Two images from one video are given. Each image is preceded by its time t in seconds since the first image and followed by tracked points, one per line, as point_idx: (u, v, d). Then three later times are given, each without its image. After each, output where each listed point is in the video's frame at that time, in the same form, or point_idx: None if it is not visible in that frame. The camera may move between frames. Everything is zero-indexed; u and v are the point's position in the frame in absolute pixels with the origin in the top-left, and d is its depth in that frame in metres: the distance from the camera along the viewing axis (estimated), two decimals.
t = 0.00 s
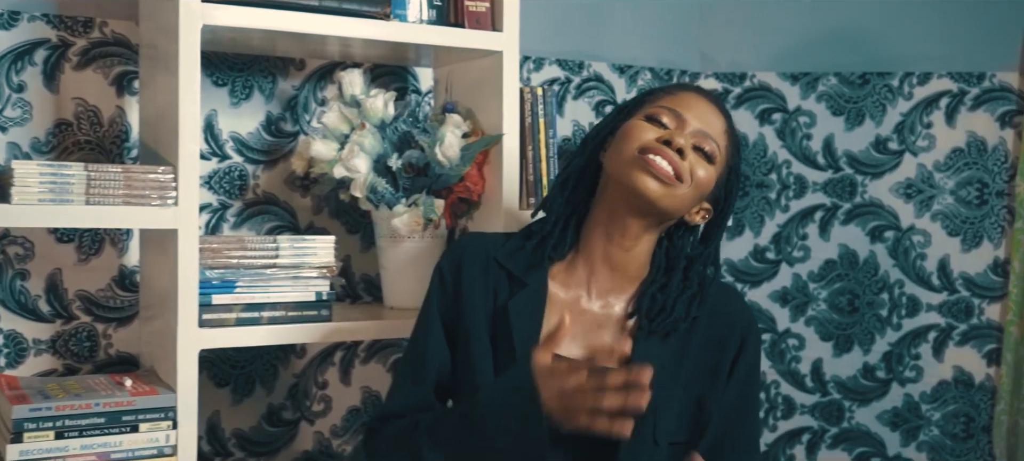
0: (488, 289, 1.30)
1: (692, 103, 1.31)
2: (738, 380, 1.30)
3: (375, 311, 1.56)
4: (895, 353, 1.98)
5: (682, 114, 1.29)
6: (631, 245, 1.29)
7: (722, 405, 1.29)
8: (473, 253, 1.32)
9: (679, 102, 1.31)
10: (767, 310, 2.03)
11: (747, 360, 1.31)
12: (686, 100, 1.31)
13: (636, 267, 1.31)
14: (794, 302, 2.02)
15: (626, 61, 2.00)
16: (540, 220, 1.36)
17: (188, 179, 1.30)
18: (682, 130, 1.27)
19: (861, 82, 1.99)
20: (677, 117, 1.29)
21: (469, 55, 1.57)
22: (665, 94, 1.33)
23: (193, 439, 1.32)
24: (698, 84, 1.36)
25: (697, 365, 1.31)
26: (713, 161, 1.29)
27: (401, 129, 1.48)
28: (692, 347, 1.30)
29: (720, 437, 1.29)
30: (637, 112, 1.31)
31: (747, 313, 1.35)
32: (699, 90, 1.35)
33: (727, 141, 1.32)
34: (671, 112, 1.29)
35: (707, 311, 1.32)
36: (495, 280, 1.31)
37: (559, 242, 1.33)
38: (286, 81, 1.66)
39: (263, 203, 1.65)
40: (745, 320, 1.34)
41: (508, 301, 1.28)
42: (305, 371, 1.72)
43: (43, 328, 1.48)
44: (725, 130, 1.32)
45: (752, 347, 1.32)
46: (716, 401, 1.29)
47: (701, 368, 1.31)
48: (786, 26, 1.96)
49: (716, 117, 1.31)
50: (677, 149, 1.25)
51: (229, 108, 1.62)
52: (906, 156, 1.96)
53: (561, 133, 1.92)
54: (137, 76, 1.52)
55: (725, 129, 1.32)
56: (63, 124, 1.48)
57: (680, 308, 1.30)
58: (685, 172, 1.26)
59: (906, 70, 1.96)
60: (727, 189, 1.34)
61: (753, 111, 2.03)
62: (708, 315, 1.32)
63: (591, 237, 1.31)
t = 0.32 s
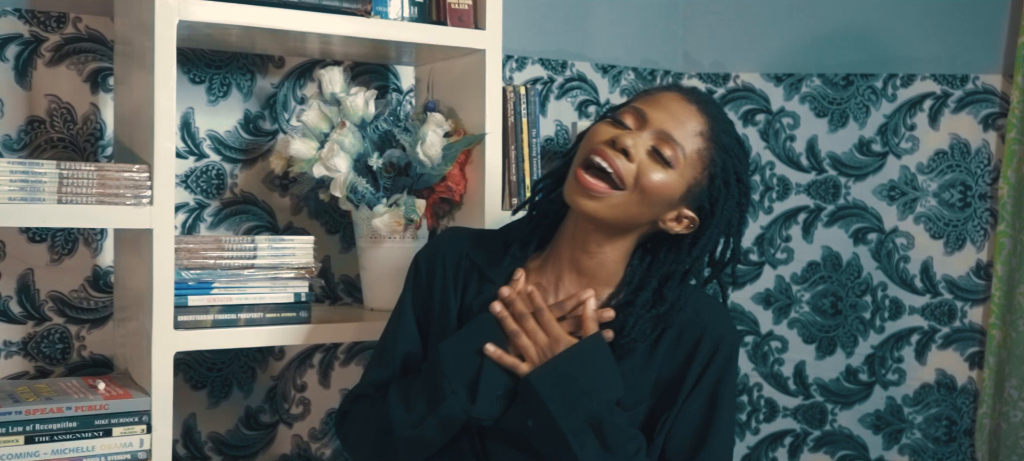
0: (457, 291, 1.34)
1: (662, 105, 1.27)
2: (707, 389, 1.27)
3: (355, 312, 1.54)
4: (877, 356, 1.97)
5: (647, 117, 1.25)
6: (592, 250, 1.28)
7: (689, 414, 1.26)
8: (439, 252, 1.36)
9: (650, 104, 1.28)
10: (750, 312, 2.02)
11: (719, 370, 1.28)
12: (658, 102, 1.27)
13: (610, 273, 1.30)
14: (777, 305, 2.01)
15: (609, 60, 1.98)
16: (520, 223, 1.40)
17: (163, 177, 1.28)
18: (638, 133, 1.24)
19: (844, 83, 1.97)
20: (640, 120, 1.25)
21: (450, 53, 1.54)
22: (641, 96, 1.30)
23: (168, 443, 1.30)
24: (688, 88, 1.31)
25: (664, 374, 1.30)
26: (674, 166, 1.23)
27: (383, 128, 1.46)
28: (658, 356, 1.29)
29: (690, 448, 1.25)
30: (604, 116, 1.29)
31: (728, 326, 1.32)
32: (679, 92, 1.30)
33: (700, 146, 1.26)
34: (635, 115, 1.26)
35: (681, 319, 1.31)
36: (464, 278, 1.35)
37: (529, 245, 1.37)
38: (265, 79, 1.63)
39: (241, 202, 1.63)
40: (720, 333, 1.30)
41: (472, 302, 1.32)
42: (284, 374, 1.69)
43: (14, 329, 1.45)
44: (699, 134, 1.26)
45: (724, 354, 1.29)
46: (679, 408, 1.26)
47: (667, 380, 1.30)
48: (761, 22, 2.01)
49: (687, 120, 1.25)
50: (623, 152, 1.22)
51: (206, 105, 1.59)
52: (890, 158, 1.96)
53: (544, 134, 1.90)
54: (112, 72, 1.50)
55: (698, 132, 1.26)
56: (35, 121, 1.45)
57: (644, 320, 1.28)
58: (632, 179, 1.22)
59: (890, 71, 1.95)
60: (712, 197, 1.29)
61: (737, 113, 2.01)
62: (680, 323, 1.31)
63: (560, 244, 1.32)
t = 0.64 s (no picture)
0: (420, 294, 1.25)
1: (608, 90, 1.17)
2: (664, 391, 1.12)
3: (340, 312, 1.53)
4: (866, 358, 1.96)
5: (590, 102, 1.16)
6: (542, 247, 1.17)
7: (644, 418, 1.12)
8: (399, 261, 1.29)
9: (597, 90, 1.18)
10: (738, 314, 2.00)
11: (678, 369, 1.13)
12: (605, 88, 1.18)
13: (569, 272, 1.18)
14: (766, 306, 1.99)
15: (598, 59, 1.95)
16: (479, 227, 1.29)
17: (144, 175, 1.25)
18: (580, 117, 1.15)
19: (834, 83, 1.96)
20: (584, 106, 1.16)
21: (438, 50, 1.52)
22: (591, 85, 1.21)
23: (149, 446, 1.27)
24: (643, 73, 1.21)
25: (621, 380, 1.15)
26: (617, 149, 1.13)
27: (369, 126, 1.43)
28: (614, 360, 1.15)
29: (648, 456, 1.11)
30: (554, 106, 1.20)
31: (694, 324, 1.17)
32: (627, 77, 1.20)
33: (647, 127, 1.15)
34: (581, 101, 1.17)
35: (639, 315, 1.17)
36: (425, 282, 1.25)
37: (485, 249, 1.26)
38: (249, 76, 1.61)
39: (225, 201, 1.60)
40: (681, 331, 1.15)
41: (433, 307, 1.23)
42: (267, 376, 1.67)
43: None
44: (644, 116, 1.15)
45: (683, 354, 1.13)
46: (634, 412, 1.12)
47: (623, 382, 1.15)
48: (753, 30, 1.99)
49: (630, 102, 1.15)
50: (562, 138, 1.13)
51: (188, 102, 1.56)
52: (879, 159, 1.95)
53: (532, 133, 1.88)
54: (92, 68, 1.47)
55: (644, 114, 1.15)
56: (13, 117, 1.42)
57: (592, 316, 1.15)
58: (573, 164, 1.13)
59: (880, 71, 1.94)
60: (664, 181, 1.16)
61: (725, 112, 1.99)
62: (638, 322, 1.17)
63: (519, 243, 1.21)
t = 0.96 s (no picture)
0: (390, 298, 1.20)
1: (566, 78, 1.11)
2: (640, 388, 1.05)
3: (330, 312, 1.51)
4: (858, 358, 1.95)
5: (548, 92, 1.10)
6: (507, 244, 1.11)
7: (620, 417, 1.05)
8: (368, 266, 1.23)
9: (557, 79, 1.12)
10: (730, 314, 1.97)
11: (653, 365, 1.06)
12: (564, 77, 1.12)
13: (539, 270, 1.11)
14: (758, 306, 1.97)
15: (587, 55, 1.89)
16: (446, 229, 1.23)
17: (130, 172, 1.23)
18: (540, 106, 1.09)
19: (827, 82, 1.94)
20: (542, 97, 1.10)
21: (430, 46, 1.50)
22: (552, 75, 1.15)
23: (134, 449, 1.24)
24: (606, 59, 1.14)
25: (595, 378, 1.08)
26: (578, 137, 1.07)
27: (359, 123, 1.41)
28: (587, 357, 1.08)
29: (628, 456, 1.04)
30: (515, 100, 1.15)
31: (669, 316, 1.09)
32: (588, 64, 1.13)
33: (609, 114, 1.08)
34: (540, 92, 1.11)
35: (612, 310, 1.10)
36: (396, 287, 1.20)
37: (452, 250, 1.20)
38: (236, 71, 1.58)
39: (211, 199, 1.57)
40: (654, 323, 1.08)
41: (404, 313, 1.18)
42: (255, 376, 1.64)
43: None
44: (606, 103, 1.09)
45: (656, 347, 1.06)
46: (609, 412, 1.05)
47: (596, 381, 1.08)
48: (740, 23, 1.94)
49: (590, 89, 1.08)
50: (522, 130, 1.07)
51: (175, 98, 1.54)
52: (872, 159, 1.94)
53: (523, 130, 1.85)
54: (76, 62, 1.44)
55: (605, 101, 1.08)
56: None
57: (562, 313, 1.08)
58: (536, 156, 1.07)
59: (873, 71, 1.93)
60: (631, 169, 1.10)
61: (718, 111, 1.96)
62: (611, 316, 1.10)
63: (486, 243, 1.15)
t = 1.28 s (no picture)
0: (378, 300, 1.17)
1: (548, 70, 1.09)
2: (639, 380, 1.03)
3: (319, 312, 1.48)
4: (851, 359, 1.94)
5: (529, 86, 1.08)
6: (495, 240, 1.08)
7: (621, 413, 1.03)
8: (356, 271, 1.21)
9: (538, 72, 1.10)
10: (722, 314, 1.94)
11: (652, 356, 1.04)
12: (545, 69, 1.10)
13: (529, 266, 1.09)
14: (750, 306, 1.94)
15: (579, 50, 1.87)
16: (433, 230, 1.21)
17: (116, 169, 1.20)
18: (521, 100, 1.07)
19: (821, 81, 1.93)
20: (524, 90, 1.08)
21: (422, 42, 1.48)
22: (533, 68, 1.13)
23: (119, 451, 1.22)
24: (588, 49, 1.12)
25: (590, 373, 1.06)
26: (562, 128, 1.05)
27: (349, 120, 1.38)
28: (579, 352, 1.05)
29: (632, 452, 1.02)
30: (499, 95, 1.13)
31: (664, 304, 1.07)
32: (569, 55, 1.11)
33: (592, 103, 1.06)
34: (522, 86, 1.09)
35: (606, 302, 1.08)
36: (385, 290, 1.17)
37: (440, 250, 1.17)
38: (225, 67, 1.56)
39: (199, 196, 1.55)
40: (649, 310, 1.05)
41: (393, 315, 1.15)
42: (242, 377, 1.62)
43: None
44: (589, 93, 1.07)
45: (653, 334, 1.04)
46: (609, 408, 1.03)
47: (592, 376, 1.06)
48: (736, 18, 1.91)
49: (573, 80, 1.06)
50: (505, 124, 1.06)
51: (162, 93, 1.51)
52: (866, 158, 1.93)
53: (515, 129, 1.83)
54: (62, 57, 1.41)
55: (588, 90, 1.07)
56: None
57: (554, 308, 1.05)
58: (522, 147, 1.06)
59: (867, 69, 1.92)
60: (619, 158, 1.08)
61: (711, 109, 1.93)
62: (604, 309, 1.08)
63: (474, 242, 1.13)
